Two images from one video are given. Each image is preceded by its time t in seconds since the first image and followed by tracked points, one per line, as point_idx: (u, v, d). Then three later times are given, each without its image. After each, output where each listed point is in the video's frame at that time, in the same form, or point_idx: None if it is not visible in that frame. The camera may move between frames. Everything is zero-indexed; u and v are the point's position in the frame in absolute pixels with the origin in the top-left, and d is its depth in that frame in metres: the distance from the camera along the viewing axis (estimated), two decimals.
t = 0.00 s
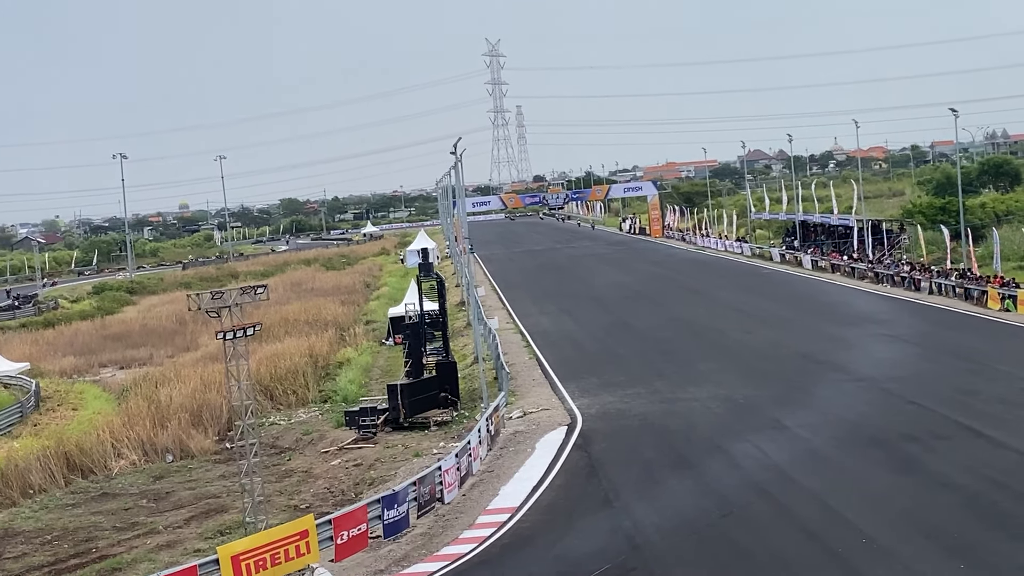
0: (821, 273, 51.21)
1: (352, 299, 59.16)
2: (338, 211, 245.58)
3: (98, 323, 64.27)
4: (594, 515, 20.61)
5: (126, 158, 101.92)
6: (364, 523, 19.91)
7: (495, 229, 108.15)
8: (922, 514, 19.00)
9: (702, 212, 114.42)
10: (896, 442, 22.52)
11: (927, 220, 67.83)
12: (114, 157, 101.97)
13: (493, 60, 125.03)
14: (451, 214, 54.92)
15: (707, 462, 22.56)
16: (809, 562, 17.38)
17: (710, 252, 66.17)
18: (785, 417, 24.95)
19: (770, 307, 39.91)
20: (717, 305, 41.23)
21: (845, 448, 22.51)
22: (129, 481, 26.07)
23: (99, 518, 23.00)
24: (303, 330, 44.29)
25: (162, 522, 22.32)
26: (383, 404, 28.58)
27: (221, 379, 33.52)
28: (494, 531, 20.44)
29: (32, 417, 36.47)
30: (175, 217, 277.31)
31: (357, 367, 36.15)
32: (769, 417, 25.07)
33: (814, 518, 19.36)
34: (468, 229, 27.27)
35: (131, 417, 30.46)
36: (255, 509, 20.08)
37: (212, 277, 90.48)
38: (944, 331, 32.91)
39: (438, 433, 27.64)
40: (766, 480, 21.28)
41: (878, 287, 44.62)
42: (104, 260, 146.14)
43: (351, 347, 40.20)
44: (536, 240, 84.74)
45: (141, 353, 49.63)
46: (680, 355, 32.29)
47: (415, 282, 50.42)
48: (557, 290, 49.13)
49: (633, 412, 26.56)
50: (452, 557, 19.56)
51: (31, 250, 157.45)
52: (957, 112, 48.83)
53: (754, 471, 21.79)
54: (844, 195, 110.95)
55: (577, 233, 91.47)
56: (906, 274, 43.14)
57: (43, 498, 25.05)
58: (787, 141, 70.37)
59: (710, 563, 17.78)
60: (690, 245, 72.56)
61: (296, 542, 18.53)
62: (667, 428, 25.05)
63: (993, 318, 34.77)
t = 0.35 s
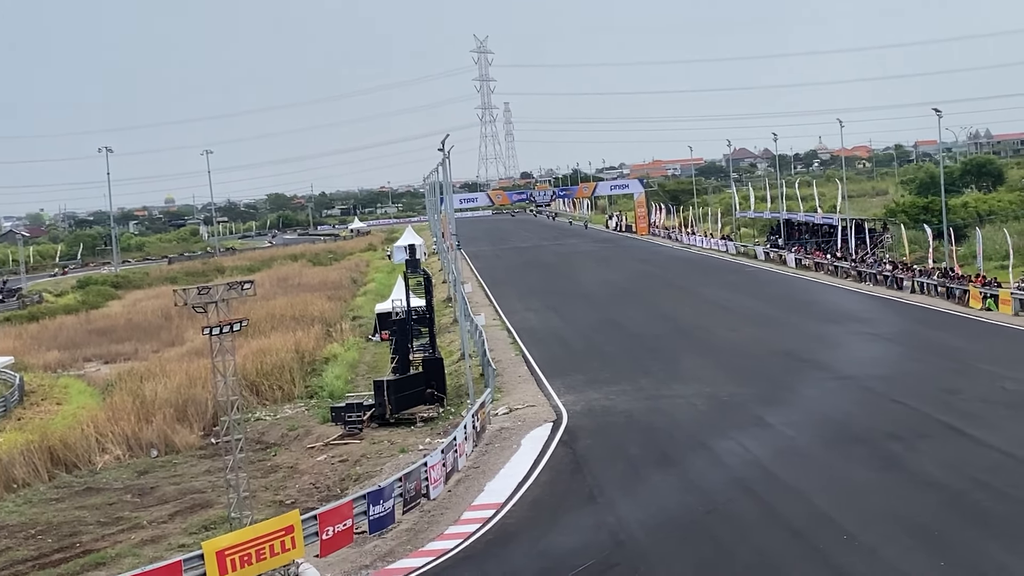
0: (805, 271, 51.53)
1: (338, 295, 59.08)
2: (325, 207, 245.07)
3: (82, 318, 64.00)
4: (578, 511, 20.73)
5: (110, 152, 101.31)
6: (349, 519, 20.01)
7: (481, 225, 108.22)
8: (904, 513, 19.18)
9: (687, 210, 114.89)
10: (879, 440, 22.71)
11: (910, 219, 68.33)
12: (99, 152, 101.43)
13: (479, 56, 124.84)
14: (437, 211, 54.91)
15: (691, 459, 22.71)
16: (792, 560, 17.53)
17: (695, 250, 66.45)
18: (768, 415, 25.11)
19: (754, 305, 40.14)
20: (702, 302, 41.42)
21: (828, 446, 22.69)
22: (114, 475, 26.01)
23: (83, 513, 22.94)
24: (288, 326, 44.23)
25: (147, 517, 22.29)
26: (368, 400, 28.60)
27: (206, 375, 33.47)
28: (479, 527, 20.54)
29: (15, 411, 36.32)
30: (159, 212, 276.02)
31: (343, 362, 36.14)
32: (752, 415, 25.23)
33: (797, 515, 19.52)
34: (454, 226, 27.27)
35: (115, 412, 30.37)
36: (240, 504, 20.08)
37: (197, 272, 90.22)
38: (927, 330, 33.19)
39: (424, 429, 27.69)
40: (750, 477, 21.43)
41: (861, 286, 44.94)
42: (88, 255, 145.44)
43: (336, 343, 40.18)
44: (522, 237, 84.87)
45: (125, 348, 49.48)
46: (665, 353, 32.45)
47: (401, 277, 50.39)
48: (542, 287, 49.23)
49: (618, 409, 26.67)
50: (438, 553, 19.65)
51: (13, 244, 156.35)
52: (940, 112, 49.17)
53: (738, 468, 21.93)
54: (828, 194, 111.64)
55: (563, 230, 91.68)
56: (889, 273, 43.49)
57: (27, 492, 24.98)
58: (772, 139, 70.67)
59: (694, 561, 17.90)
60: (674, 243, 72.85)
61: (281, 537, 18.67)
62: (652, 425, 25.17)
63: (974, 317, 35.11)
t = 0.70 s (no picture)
0: (776, 266, 51.84)
1: (311, 287, 58.84)
2: (298, 198, 243.83)
3: (51, 308, 63.31)
4: (548, 504, 20.80)
5: (80, 144, 99.94)
6: (319, 512, 20.05)
7: (454, 218, 108.06)
8: (871, 506, 19.38)
9: (660, 205, 115.24)
10: (847, 434, 22.92)
11: (881, 216, 68.90)
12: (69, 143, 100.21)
13: (452, 50, 124.57)
14: (409, 203, 54.78)
15: (662, 452, 22.81)
16: (760, 553, 17.68)
17: (668, 244, 66.69)
18: (738, 409, 25.27)
19: (725, 299, 40.32)
20: (674, 297, 41.58)
21: (796, 439, 22.87)
22: (81, 467, 25.82)
23: (50, 504, 22.77)
24: (259, 318, 44.03)
25: (114, 509, 22.16)
26: (340, 393, 28.55)
27: (175, 367, 33.27)
28: (450, 520, 20.58)
29: None
30: (129, 202, 273.65)
31: (313, 355, 36.04)
32: (723, 409, 25.37)
33: (765, 509, 19.68)
34: (427, 218, 27.19)
35: (83, 403, 30.14)
36: (209, 496, 20.03)
37: (167, 263, 89.47)
38: (896, 326, 33.47)
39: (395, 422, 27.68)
40: (719, 471, 21.57)
41: (832, 281, 45.28)
42: (56, 245, 143.87)
43: (307, 336, 40.05)
44: (495, 230, 84.81)
45: (94, 339, 49.05)
46: (636, 347, 32.55)
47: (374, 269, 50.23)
48: (515, 281, 49.24)
49: (590, 403, 26.76)
50: (408, 545, 19.68)
51: None
52: (911, 109, 49.50)
53: (708, 462, 22.07)
54: (800, 189, 112.34)
55: (536, 224, 91.70)
56: (859, 269, 43.82)
57: None
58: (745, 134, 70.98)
59: (664, 553, 18.01)
60: (647, 237, 73.06)
61: (250, 530, 18.72)
62: (623, 419, 25.27)
63: (943, 313, 35.52)
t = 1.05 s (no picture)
0: (747, 263, 52.11)
1: (282, 280, 58.67)
2: (270, 190, 242.31)
3: (19, 301, 62.80)
4: (519, 498, 20.88)
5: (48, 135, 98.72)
6: (289, 504, 20.14)
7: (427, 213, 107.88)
8: (839, 501, 19.55)
9: (632, 200, 115.54)
10: (816, 429, 23.10)
11: (851, 213, 69.43)
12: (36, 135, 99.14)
13: (425, 44, 124.28)
14: (381, 196, 54.73)
15: (632, 447, 22.92)
16: (729, 548, 17.83)
17: (640, 240, 66.95)
18: (708, 404, 25.42)
19: (697, 295, 40.48)
20: (647, 292, 41.73)
21: (766, 435, 23.04)
22: (50, 460, 25.77)
23: (18, 497, 22.74)
24: (230, 311, 43.95)
25: (83, 502, 22.16)
26: (311, 386, 28.59)
27: (145, 359, 33.21)
28: (420, 513, 20.65)
29: None
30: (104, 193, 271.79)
31: (284, 349, 36.03)
32: (693, 404, 25.52)
33: (734, 504, 19.84)
34: (399, 213, 27.20)
35: (52, 396, 30.06)
36: (178, 489, 20.05)
37: (138, 256, 88.84)
38: (865, 322, 33.72)
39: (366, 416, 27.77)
40: (689, 466, 21.70)
41: (802, 278, 45.55)
42: (24, 236, 142.41)
43: (278, 329, 40.04)
44: (467, 225, 84.78)
45: (64, 331, 48.81)
46: (608, 342, 32.65)
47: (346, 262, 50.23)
48: (487, 275, 49.34)
49: (560, 398, 26.86)
50: (378, 538, 19.74)
51: None
52: (882, 108, 49.76)
53: (678, 457, 22.20)
54: (771, 186, 112.95)
55: (507, 219, 91.77)
56: (828, 266, 44.05)
57: None
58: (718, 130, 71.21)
59: (634, 548, 18.14)
60: (620, 232, 73.33)
61: (219, 523, 18.85)
62: (594, 413, 25.38)
63: (912, 310, 35.82)
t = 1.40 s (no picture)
0: (717, 260, 52.28)
1: (251, 276, 58.37)
2: (243, 186, 240.98)
3: None
4: (488, 493, 20.90)
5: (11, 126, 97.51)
6: (257, 500, 20.12)
7: (397, 208, 107.60)
8: (806, 497, 19.66)
9: (603, 197, 115.76)
10: (784, 426, 23.21)
11: (820, 211, 69.86)
12: None
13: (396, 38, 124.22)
14: (352, 192, 54.58)
15: (602, 443, 22.96)
16: (697, 544, 17.90)
17: (610, 236, 67.11)
18: (677, 400, 25.50)
19: (666, 292, 40.59)
20: (617, 288, 41.82)
21: (735, 431, 23.13)
22: (16, 454, 25.61)
23: None
24: (199, 305, 43.75)
25: (50, 496, 22.06)
26: (280, 381, 28.56)
27: (113, 353, 33.06)
28: (389, 509, 20.63)
29: None
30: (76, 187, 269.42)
31: (253, 343, 35.93)
32: (662, 400, 25.59)
33: (702, 499, 19.91)
34: (369, 207, 27.16)
35: (18, 390, 29.87)
36: (145, 484, 19.99)
37: (105, 250, 88.03)
38: (833, 319, 33.94)
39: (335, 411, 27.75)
40: (657, 461, 21.76)
41: (771, 275, 45.76)
42: None
43: (247, 324, 39.94)
44: (438, 221, 84.65)
45: (31, 325, 48.40)
46: (577, 338, 32.70)
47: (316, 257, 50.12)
48: (458, 271, 49.31)
49: (530, 393, 26.89)
50: (346, 534, 19.70)
51: None
52: (851, 106, 50.06)
53: (647, 452, 22.26)
54: (739, 183, 113.42)
55: (477, 215, 91.63)
56: (797, 263, 44.24)
57: None
58: (688, 127, 71.33)
59: (603, 544, 18.17)
60: (591, 229, 73.46)
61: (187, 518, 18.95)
62: (563, 409, 25.42)
63: (880, 307, 36.10)
